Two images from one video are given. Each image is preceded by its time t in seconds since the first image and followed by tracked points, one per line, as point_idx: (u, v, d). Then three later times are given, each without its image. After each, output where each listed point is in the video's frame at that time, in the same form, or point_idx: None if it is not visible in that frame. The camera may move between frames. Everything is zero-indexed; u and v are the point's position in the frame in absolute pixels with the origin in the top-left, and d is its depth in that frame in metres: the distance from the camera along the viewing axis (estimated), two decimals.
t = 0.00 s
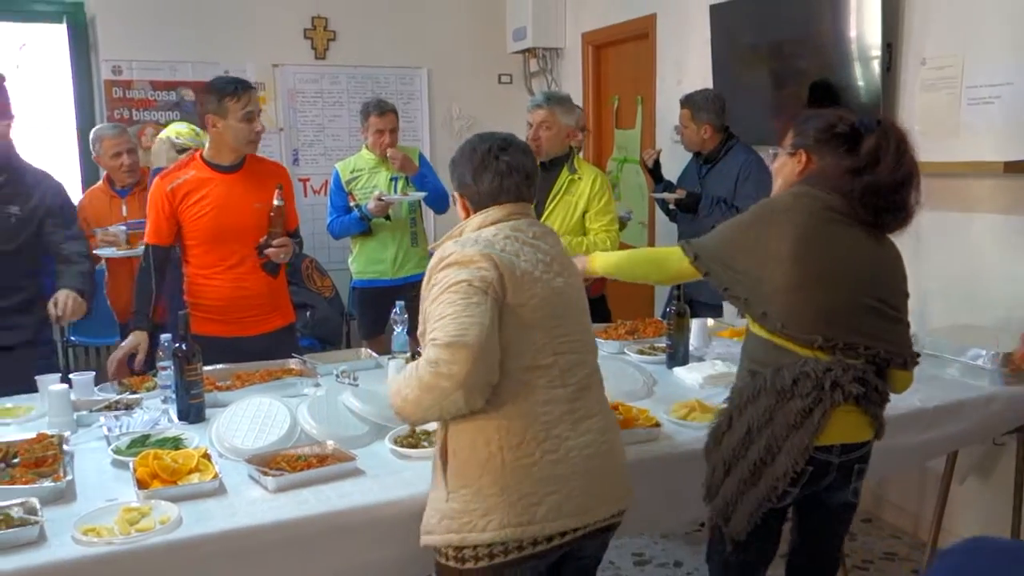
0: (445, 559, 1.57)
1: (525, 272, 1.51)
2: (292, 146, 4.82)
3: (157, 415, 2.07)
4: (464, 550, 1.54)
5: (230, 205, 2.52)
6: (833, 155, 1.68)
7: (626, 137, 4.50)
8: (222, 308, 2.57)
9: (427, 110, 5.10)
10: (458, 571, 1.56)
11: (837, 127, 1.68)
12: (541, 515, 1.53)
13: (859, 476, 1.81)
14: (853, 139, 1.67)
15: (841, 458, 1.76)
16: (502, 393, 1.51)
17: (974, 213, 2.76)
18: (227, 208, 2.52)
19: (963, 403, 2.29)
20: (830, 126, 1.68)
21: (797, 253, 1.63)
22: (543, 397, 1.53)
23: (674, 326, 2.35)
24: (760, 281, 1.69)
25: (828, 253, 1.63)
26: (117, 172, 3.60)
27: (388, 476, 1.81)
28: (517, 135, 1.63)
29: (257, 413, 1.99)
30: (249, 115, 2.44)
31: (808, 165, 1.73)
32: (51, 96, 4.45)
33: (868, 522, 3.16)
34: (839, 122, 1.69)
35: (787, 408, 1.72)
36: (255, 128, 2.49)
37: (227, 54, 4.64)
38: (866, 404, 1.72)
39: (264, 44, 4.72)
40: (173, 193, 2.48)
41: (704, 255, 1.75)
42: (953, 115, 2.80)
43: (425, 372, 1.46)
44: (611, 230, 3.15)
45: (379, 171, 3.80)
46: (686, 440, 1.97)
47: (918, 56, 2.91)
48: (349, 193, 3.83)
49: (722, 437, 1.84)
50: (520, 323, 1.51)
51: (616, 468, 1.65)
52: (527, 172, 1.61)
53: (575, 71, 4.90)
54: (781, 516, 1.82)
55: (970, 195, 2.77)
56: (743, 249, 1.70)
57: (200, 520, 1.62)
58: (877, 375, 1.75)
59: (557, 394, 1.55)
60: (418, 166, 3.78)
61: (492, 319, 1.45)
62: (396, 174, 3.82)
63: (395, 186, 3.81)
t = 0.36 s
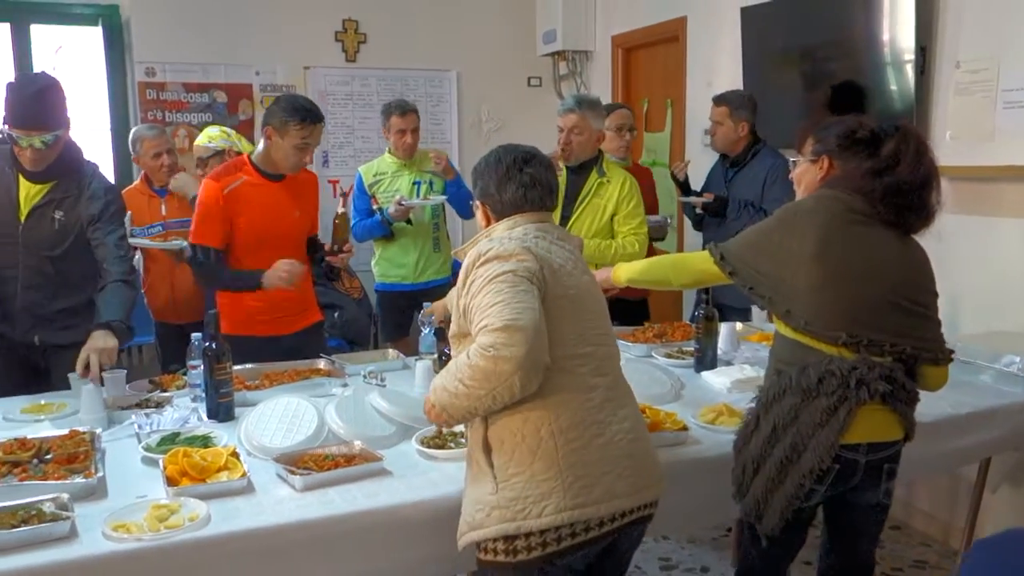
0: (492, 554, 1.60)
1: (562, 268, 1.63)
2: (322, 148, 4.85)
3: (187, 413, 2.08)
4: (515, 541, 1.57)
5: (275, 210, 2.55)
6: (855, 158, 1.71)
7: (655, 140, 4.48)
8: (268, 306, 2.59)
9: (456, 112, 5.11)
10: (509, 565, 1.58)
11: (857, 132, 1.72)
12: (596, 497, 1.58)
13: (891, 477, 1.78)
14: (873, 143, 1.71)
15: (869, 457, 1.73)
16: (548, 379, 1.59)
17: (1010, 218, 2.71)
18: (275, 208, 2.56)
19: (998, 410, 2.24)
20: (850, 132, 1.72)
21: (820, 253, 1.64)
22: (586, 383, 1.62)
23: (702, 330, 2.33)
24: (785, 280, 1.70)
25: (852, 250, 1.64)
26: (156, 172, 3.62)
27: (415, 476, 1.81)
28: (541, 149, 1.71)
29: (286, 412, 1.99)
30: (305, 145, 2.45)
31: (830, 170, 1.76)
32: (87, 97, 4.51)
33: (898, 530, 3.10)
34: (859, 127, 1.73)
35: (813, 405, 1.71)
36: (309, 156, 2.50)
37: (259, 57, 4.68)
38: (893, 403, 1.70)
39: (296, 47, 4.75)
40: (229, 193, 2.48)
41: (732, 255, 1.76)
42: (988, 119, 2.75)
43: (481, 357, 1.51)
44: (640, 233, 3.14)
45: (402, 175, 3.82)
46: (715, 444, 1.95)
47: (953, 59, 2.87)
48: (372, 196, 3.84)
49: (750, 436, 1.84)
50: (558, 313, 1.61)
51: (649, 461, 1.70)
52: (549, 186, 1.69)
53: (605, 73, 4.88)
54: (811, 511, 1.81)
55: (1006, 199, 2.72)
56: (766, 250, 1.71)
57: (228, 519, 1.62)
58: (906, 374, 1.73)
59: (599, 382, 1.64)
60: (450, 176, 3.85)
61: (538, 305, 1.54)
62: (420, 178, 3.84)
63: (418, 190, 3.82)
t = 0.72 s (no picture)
0: (519, 550, 1.60)
1: (587, 266, 1.63)
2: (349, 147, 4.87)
3: (216, 410, 2.10)
4: (543, 538, 1.56)
5: (335, 213, 2.57)
6: (845, 153, 1.72)
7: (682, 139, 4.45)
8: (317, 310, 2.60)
9: (483, 111, 5.12)
10: (537, 561, 1.57)
11: (847, 126, 1.74)
12: (624, 491, 1.57)
13: (885, 474, 1.76)
14: (862, 135, 1.72)
15: (858, 454, 1.73)
16: (574, 375, 1.58)
17: None
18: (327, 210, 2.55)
19: None
20: (840, 126, 1.74)
21: (812, 252, 1.66)
22: (611, 381, 1.61)
23: (729, 331, 2.31)
24: (778, 282, 1.73)
25: (845, 249, 1.65)
26: (196, 172, 3.62)
27: (443, 475, 1.81)
28: (571, 154, 1.71)
29: (314, 410, 2.00)
30: (360, 149, 2.39)
31: (825, 168, 1.78)
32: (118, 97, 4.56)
33: (928, 534, 3.06)
34: (848, 121, 1.74)
35: (800, 402, 1.73)
36: (361, 161, 2.42)
37: (288, 57, 4.71)
38: (884, 402, 1.71)
39: (324, 47, 4.78)
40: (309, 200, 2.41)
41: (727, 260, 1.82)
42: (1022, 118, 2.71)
43: (507, 352, 1.52)
44: (666, 232, 3.12)
45: (430, 176, 3.85)
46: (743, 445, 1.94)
47: (987, 58, 2.83)
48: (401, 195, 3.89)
49: (746, 430, 1.85)
50: (583, 310, 1.60)
51: (677, 458, 1.69)
52: (578, 190, 1.69)
53: (632, 72, 4.87)
54: (807, 509, 1.80)
55: None
56: (761, 253, 1.75)
57: (256, 515, 1.64)
58: (901, 372, 1.72)
59: (625, 378, 1.63)
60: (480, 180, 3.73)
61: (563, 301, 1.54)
62: (447, 181, 3.85)
63: (445, 191, 3.84)
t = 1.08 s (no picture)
0: (545, 546, 1.60)
1: (613, 263, 1.63)
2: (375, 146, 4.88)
3: (245, 405, 2.11)
4: (569, 533, 1.56)
5: (374, 214, 2.59)
6: (852, 154, 1.73)
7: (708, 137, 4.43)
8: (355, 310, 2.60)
9: (508, 109, 5.11)
10: (562, 557, 1.57)
11: (855, 128, 1.74)
12: (649, 485, 1.57)
13: (898, 471, 1.74)
14: (870, 137, 1.73)
15: (868, 450, 1.72)
16: (599, 370, 1.58)
17: None
18: (367, 209, 2.54)
19: None
20: (848, 128, 1.74)
21: (818, 249, 1.68)
22: (637, 377, 1.61)
23: (756, 329, 2.28)
24: (787, 279, 1.74)
25: (853, 245, 1.66)
26: (231, 169, 3.68)
27: (469, 471, 1.82)
28: (602, 154, 1.71)
29: (341, 406, 2.02)
30: (406, 147, 2.46)
31: (829, 168, 1.79)
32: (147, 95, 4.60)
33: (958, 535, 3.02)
34: (856, 123, 1.75)
35: (807, 400, 1.73)
36: (407, 161, 2.51)
37: (314, 55, 4.73)
38: (894, 397, 1.70)
39: (351, 45, 4.80)
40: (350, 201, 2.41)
41: (733, 260, 1.84)
42: None
43: (533, 345, 1.51)
44: (691, 230, 3.10)
45: (468, 172, 3.85)
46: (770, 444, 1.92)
47: (1020, 54, 2.80)
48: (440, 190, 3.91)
49: (757, 430, 1.84)
50: (609, 306, 1.60)
51: (703, 453, 1.68)
52: (607, 190, 1.70)
53: (658, 70, 4.85)
54: (820, 508, 1.78)
55: None
56: (766, 252, 1.77)
57: (284, 509, 1.65)
58: (910, 367, 1.72)
59: (649, 374, 1.63)
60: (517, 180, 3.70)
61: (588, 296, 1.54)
62: (484, 177, 3.84)
63: (481, 188, 3.83)
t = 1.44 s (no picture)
0: (572, 540, 1.61)
1: (641, 259, 1.65)
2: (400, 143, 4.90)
3: (273, 401, 2.13)
4: (597, 526, 1.58)
5: (401, 210, 2.59)
6: (875, 160, 1.71)
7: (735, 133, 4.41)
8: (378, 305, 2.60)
9: (533, 106, 5.11)
10: (591, 550, 1.59)
11: (882, 136, 1.72)
12: (679, 477, 1.58)
13: (919, 469, 1.72)
14: (896, 147, 1.71)
15: (888, 447, 1.70)
16: (630, 363, 1.60)
17: None
18: (393, 205, 2.55)
19: None
20: (875, 135, 1.73)
21: (832, 246, 1.67)
22: (666, 370, 1.63)
23: (783, 326, 2.26)
24: (806, 276, 1.73)
25: (870, 240, 1.65)
26: (249, 167, 3.69)
27: (496, 468, 1.82)
28: (637, 161, 1.71)
29: (368, 402, 2.03)
30: (429, 137, 2.45)
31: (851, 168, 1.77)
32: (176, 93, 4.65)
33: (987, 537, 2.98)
34: (885, 131, 1.73)
35: (825, 396, 1.73)
36: (432, 150, 2.48)
37: (340, 53, 4.75)
38: (913, 394, 1.68)
39: (377, 43, 4.82)
40: (372, 195, 2.44)
41: (753, 254, 1.83)
42: None
43: (567, 338, 1.54)
44: (715, 227, 3.09)
45: (494, 169, 3.86)
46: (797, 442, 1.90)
47: None
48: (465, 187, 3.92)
49: (776, 429, 1.83)
50: (638, 301, 1.62)
51: (730, 447, 1.69)
52: (638, 198, 1.70)
53: (684, 67, 4.82)
54: (840, 505, 1.77)
55: None
56: (784, 249, 1.76)
57: (313, 504, 1.66)
58: (930, 364, 1.69)
59: (679, 369, 1.65)
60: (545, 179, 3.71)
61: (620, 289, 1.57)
62: (510, 174, 3.84)
63: (508, 184, 3.83)
